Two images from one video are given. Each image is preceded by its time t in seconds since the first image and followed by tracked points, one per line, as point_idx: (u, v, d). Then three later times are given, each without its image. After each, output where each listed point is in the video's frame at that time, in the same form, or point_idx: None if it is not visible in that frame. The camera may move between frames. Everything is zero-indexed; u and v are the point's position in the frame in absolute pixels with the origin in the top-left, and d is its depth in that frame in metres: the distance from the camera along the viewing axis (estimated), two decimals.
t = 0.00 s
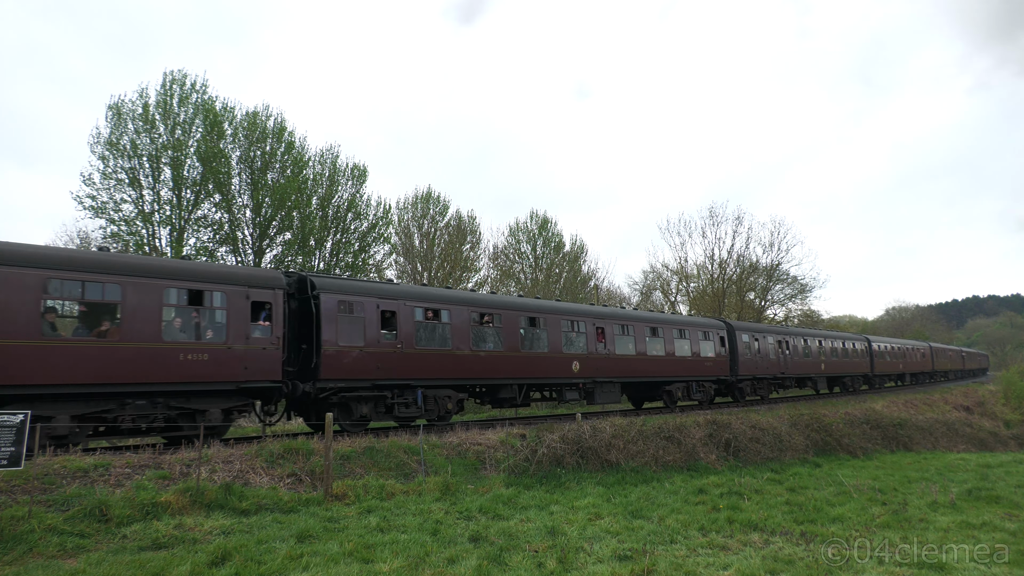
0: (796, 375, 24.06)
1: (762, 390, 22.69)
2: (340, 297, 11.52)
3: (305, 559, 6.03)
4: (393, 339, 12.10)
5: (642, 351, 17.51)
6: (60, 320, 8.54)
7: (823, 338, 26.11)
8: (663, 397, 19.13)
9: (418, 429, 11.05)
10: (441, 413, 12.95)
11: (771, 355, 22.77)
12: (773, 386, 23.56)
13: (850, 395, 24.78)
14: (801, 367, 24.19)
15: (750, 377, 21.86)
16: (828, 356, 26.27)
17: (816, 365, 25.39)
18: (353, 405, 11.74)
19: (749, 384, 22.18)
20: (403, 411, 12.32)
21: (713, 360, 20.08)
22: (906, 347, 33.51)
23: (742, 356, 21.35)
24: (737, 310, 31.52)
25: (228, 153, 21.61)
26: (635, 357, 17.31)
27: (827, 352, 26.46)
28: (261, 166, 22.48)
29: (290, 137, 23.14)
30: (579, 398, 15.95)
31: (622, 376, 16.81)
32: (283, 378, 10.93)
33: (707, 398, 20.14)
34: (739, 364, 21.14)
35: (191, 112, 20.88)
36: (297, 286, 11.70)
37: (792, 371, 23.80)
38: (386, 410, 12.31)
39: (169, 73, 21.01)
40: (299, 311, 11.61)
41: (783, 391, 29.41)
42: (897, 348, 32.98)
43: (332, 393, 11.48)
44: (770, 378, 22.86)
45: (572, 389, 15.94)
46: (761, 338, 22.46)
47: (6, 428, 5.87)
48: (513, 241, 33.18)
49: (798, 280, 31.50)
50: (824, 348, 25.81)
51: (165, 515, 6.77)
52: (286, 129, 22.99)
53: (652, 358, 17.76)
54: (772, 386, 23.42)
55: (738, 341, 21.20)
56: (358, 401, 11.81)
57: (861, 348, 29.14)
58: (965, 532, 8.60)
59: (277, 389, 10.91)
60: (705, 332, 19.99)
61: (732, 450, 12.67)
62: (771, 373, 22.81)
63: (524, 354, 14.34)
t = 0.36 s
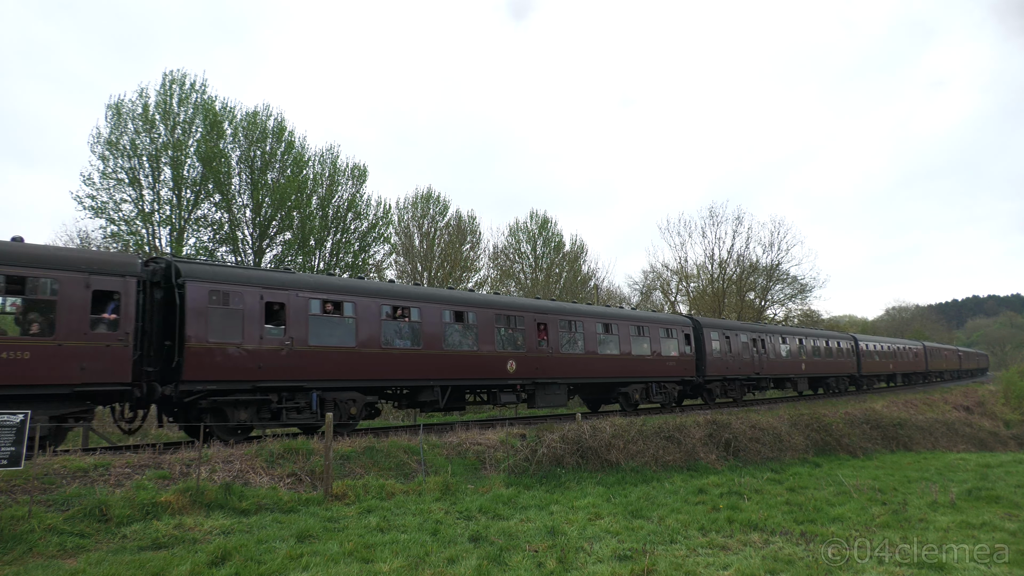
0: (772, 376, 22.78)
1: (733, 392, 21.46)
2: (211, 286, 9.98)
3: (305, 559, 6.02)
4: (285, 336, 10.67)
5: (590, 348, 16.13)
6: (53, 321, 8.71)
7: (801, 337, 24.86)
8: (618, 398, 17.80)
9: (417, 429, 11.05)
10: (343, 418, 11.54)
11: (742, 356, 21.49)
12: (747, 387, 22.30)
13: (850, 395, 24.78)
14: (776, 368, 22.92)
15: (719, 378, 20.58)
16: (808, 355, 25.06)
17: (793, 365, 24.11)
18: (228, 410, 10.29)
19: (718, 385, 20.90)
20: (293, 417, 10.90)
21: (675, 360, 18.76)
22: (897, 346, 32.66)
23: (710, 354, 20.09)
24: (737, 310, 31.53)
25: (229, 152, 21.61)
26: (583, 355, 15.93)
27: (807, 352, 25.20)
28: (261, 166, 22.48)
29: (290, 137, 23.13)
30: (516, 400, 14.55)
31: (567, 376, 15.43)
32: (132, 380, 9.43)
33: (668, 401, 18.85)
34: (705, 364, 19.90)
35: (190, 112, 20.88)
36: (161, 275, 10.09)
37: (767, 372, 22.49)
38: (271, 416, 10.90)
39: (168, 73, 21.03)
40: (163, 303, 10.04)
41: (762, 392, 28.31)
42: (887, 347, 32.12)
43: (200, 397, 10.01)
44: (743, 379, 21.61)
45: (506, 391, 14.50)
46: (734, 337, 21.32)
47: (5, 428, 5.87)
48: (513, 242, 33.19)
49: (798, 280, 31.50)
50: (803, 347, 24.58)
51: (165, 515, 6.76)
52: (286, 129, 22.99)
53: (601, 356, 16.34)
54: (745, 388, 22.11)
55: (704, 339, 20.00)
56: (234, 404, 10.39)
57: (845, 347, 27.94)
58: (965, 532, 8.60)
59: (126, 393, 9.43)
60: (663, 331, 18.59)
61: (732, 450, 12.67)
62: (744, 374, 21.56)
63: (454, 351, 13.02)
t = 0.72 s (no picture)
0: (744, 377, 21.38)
1: (700, 394, 20.07)
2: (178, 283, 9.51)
3: (305, 559, 6.02)
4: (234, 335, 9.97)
5: (529, 346, 14.55)
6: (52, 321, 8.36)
7: (776, 336, 23.51)
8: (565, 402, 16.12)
9: (417, 429, 11.04)
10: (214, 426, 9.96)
11: (710, 356, 20.13)
12: (716, 388, 20.96)
13: (850, 395, 24.76)
14: (749, 368, 21.67)
15: (682, 379, 19.10)
16: (785, 354, 23.77)
17: (768, 365, 22.78)
18: (61, 417, 8.69)
19: (683, 387, 19.49)
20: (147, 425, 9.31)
21: (631, 360, 17.25)
22: (887, 346, 31.91)
23: (672, 353, 18.63)
24: (737, 310, 31.53)
25: (229, 152, 21.61)
26: (564, 356, 15.41)
27: (783, 351, 23.88)
28: (262, 166, 22.48)
29: (290, 137, 23.13)
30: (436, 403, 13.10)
31: (500, 377, 13.86)
32: None
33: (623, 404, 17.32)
34: (667, 363, 18.41)
35: (190, 112, 20.87)
36: None
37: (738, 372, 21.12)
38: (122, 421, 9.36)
39: (167, 73, 21.03)
40: None
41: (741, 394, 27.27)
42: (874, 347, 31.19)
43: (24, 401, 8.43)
44: (711, 380, 20.23)
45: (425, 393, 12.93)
46: (702, 334, 20.03)
47: (5, 428, 5.87)
48: (513, 242, 33.20)
49: (798, 280, 31.49)
50: (778, 346, 23.27)
51: (165, 515, 6.76)
52: (286, 129, 22.99)
53: (540, 354, 14.75)
54: (713, 390, 20.75)
55: (667, 336, 18.55)
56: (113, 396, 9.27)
57: (826, 346, 26.73)
58: (965, 532, 8.59)
59: None
60: (616, 328, 17.01)
61: (732, 450, 12.67)
62: (712, 375, 20.18)
63: (420, 351, 12.30)
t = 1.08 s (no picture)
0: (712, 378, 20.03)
1: (661, 396, 18.68)
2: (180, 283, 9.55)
3: (305, 559, 6.02)
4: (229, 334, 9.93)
5: (453, 343, 12.99)
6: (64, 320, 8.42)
7: (748, 335, 22.20)
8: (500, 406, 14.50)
9: (418, 429, 11.04)
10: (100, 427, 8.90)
11: (674, 356, 18.76)
12: (681, 390, 19.59)
13: (850, 395, 24.76)
14: (718, 368, 20.38)
15: (639, 379, 17.63)
16: (759, 354, 22.53)
17: (739, 365, 21.46)
18: None
19: (642, 388, 18.06)
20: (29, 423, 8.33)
21: (578, 359, 15.71)
22: (874, 345, 31.05)
23: (629, 352, 17.19)
24: (737, 310, 31.53)
25: (229, 152, 21.60)
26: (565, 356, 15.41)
27: (755, 351, 22.57)
28: (262, 166, 22.48)
29: (290, 137, 23.14)
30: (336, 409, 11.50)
31: (416, 378, 12.31)
32: None
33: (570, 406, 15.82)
34: (621, 363, 16.96)
35: (190, 111, 20.86)
36: None
37: (705, 373, 19.80)
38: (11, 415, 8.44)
39: (167, 73, 21.04)
40: None
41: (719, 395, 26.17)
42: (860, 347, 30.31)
43: None
44: (674, 381, 18.85)
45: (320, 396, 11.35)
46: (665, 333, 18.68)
47: (6, 428, 5.87)
48: (513, 242, 33.20)
49: (798, 280, 31.49)
50: (751, 346, 21.98)
51: (165, 515, 6.76)
52: (286, 129, 22.98)
53: (467, 353, 13.21)
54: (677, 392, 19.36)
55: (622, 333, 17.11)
56: (68, 395, 8.96)
57: (805, 345, 25.51)
58: (965, 532, 8.59)
59: None
60: (561, 325, 15.45)
61: (732, 450, 12.68)
62: (675, 375, 18.79)
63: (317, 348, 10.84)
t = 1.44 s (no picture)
0: (675, 378, 18.53)
1: (615, 399, 17.10)
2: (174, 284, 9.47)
3: (305, 559, 6.03)
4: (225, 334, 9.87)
5: (357, 339, 11.41)
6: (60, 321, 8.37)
7: (717, 332, 20.69)
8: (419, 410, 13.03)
9: (417, 429, 11.03)
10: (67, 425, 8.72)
11: (630, 355, 17.25)
12: (640, 392, 18.10)
13: (850, 395, 24.75)
14: (681, 368, 18.79)
15: (588, 380, 16.13)
16: (730, 353, 21.03)
17: (707, 365, 19.95)
18: None
19: (595, 390, 16.54)
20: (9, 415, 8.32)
21: (513, 358, 14.26)
22: (862, 343, 29.36)
23: (576, 350, 15.70)
24: (737, 310, 31.52)
25: (228, 151, 21.59)
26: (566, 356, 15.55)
27: (725, 349, 21.05)
28: (261, 166, 22.48)
29: (290, 137, 23.14)
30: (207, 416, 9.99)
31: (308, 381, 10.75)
32: None
33: (505, 410, 14.33)
34: (567, 362, 15.47)
35: (190, 112, 20.87)
36: None
37: (667, 373, 18.35)
38: None
39: (168, 73, 21.05)
40: None
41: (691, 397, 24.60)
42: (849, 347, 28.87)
43: None
44: (630, 382, 17.37)
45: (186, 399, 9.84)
46: (619, 329, 17.12)
47: (6, 428, 5.86)
48: (514, 242, 33.21)
49: (797, 280, 31.49)
50: (721, 344, 20.47)
51: (165, 515, 6.76)
52: (286, 129, 22.98)
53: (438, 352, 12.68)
54: (636, 393, 17.87)
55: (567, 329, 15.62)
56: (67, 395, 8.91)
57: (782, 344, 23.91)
58: (965, 532, 8.59)
59: None
60: (493, 321, 13.92)
61: (732, 449, 12.68)
62: (631, 376, 17.31)
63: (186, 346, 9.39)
